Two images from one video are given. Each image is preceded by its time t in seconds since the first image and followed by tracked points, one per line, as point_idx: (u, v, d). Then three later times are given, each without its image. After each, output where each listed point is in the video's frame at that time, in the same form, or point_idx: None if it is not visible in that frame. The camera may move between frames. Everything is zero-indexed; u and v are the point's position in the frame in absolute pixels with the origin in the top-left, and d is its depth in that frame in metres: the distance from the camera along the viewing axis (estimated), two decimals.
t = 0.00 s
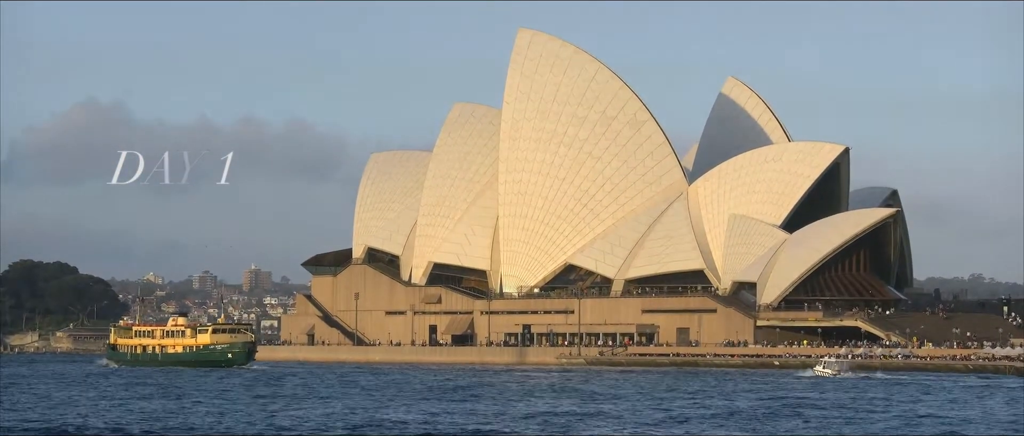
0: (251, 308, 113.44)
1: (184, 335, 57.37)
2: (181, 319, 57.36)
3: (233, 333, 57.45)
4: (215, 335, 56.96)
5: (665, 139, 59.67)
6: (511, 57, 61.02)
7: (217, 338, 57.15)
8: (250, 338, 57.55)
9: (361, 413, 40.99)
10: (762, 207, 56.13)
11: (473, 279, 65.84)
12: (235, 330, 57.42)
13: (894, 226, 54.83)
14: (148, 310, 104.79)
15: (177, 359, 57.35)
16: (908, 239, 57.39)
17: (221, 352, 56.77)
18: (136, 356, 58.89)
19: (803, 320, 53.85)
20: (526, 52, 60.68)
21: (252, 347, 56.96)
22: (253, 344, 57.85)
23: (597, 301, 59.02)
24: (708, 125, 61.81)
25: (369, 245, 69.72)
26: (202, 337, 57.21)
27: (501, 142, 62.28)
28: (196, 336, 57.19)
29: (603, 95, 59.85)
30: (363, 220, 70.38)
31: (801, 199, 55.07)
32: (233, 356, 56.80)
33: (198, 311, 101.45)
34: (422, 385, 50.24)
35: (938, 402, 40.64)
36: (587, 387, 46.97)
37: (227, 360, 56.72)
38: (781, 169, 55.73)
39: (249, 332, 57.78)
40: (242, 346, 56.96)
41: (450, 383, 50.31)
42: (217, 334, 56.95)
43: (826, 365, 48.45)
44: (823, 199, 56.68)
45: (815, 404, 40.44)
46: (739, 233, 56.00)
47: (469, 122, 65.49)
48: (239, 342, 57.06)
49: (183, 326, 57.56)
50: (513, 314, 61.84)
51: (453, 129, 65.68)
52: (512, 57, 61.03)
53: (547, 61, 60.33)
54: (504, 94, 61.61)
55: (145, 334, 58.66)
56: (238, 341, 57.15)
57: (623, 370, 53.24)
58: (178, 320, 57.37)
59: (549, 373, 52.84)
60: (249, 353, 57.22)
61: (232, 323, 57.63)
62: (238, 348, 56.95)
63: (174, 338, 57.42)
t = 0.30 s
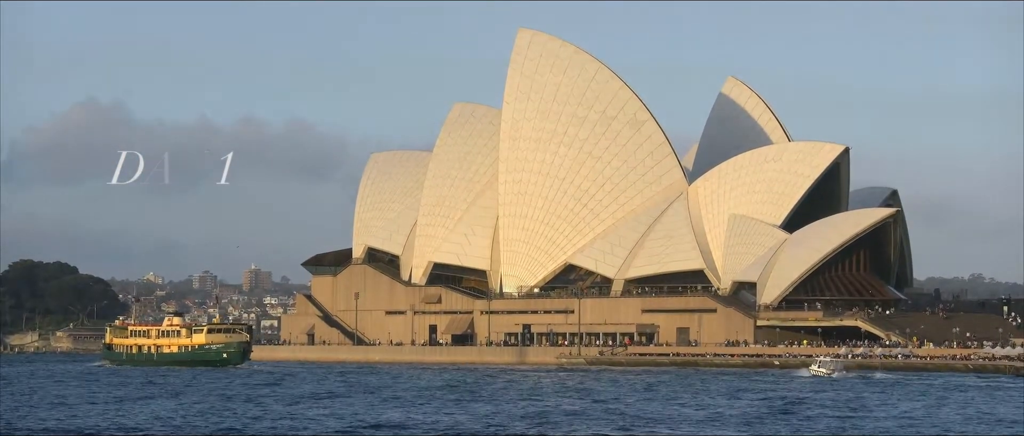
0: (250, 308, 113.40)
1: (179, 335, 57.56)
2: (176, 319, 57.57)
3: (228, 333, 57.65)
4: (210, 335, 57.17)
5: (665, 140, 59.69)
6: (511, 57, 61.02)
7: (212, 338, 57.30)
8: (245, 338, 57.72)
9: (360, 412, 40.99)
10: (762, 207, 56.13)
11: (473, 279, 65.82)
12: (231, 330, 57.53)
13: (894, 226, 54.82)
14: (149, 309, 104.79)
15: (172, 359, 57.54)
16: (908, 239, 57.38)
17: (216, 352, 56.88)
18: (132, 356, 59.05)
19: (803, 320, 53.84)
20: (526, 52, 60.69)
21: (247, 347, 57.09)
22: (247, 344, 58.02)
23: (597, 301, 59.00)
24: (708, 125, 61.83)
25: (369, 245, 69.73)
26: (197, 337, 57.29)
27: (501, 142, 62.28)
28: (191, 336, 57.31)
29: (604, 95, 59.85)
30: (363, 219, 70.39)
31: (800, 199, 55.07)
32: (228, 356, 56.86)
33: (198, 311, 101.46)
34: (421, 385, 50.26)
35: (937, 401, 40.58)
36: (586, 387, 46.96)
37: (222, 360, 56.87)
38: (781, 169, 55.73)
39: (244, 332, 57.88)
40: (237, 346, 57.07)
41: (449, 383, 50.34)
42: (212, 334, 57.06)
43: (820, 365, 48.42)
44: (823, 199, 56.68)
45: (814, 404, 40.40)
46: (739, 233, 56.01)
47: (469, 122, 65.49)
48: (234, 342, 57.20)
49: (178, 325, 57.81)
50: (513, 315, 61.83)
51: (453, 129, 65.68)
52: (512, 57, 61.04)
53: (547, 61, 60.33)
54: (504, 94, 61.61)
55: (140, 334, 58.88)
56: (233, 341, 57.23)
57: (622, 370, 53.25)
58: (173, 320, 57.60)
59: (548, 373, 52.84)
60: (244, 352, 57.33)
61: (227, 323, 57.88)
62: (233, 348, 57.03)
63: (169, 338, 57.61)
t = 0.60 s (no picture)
0: (250, 308, 113.35)
1: (175, 335, 57.61)
2: (172, 319, 57.58)
3: (223, 334, 57.79)
4: (205, 335, 57.27)
5: (665, 140, 59.70)
6: (512, 57, 61.01)
7: (207, 338, 57.42)
8: (240, 338, 57.92)
9: (359, 412, 40.96)
10: (762, 207, 56.12)
11: (473, 279, 65.82)
12: (225, 330, 57.68)
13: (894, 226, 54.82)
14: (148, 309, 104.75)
15: (168, 359, 57.54)
16: (908, 239, 57.37)
17: (211, 352, 57.02)
18: (127, 356, 58.99)
19: (803, 320, 53.84)
20: (526, 52, 60.68)
21: (242, 347, 57.29)
22: (242, 344, 58.18)
23: (597, 302, 59.00)
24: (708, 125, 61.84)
25: (369, 245, 69.73)
26: (193, 337, 57.42)
27: (501, 142, 62.28)
28: (186, 336, 57.43)
29: (604, 96, 59.86)
30: (363, 219, 70.40)
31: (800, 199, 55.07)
32: (223, 356, 57.03)
33: (198, 311, 101.39)
34: (420, 385, 50.25)
35: (937, 401, 40.58)
36: (585, 387, 46.96)
37: (217, 360, 57.05)
38: (781, 169, 55.73)
39: (239, 332, 58.08)
40: (232, 346, 57.26)
41: (448, 383, 50.34)
42: (208, 334, 57.19)
43: (815, 365, 48.58)
44: (823, 199, 56.69)
45: (814, 404, 40.39)
46: (738, 233, 56.01)
47: (469, 122, 65.49)
48: (229, 342, 57.35)
49: (173, 325, 57.86)
50: (513, 315, 61.82)
51: (453, 129, 65.68)
52: (512, 57, 61.02)
53: (547, 61, 60.32)
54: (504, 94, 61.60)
55: (135, 334, 58.81)
56: (228, 341, 57.39)
57: (622, 370, 53.24)
58: (169, 320, 57.64)
59: (547, 374, 52.84)
60: (239, 353, 57.51)
61: (222, 323, 58.03)
62: (228, 348, 57.21)
63: (165, 338, 57.64)
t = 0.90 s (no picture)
0: (248, 308, 113.38)
1: (170, 335, 57.60)
2: (167, 319, 57.59)
3: (218, 334, 57.84)
4: (200, 335, 57.28)
5: (665, 140, 59.77)
6: (512, 58, 61.05)
7: (201, 337, 57.42)
8: (235, 338, 57.93)
9: (359, 412, 40.92)
10: (762, 207, 56.15)
11: (472, 279, 65.84)
12: (220, 330, 57.74)
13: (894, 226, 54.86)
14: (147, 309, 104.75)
15: (162, 359, 57.56)
16: (908, 239, 57.42)
17: (206, 352, 57.02)
18: (122, 356, 59.07)
19: (803, 320, 53.87)
20: (527, 52, 60.73)
21: (237, 346, 57.30)
22: (238, 344, 58.17)
23: (597, 301, 59.00)
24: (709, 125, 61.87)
25: (369, 245, 69.76)
26: (188, 337, 57.42)
27: (501, 142, 62.31)
28: (181, 336, 57.44)
29: (603, 96, 59.91)
30: (363, 219, 70.45)
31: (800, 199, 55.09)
32: (218, 356, 57.04)
33: (198, 311, 101.35)
34: (418, 385, 50.25)
35: (937, 400, 40.56)
36: (584, 387, 46.95)
37: (212, 360, 57.03)
38: (781, 169, 55.77)
39: (234, 332, 58.09)
40: (227, 345, 57.29)
41: (447, 383, 50.34)
42: (203, 334, 57.20)
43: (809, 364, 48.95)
44: (823, 199, 56.71)
45: (814, 404, 40.36)
46: (739, 234, 56.02)
47: (470, 122, 65.56)
48: (224, 342, 57.38)
49: (167, 325, 57.87)
50: (513, 315, 61.81)
51: (453, 129, 65.74)
52: (512, 57, 61.05)
53: (547, 61, 60.37)
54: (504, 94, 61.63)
55: (131, 334, 58.85)
56: (223, 341, 57.45)
57: (621, 369, 53.24)
58: (163, 319, 57.65)
59: (546, 374, 52.82)
60: (234, 352, 57.52)
61: (217, 323, 58.04)
62: (223, 348, 57.24)
63: (160, 338, 57.63)
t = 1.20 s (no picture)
0: (247, 308, 113.38)
1: (166, 335, 57.54)
2: (164, 319, 57.55)
3: (214, 333, 57.84)
4: (196, 335, 57.22)
5: (665, 140, 59.79)
6: (512, 58, 61.05)
7: (196, 337, 57.35)
8: (230, 338, 58.19)
9: (359, 411, 40.91)
10: (762, 207, 56.16)
11: (472, 279, 65.84)
12: (215, 330, 57.80)
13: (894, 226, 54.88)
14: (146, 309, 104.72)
15: (158, 359, 57.53)
16: (908, 239, 57.43)
17: (201, 352, 57.12)
18: (118, 356, 59.00)
19: (803, 320, 53.86)
20: (527, 52, 60.75)
21: (232, 346, 57.61)
22: (232, 344, 58.38)
23: (597, 302, 58.99)
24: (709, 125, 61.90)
25: (369, 245, 69.77)
26: (184, 337, 57.36)
27: (501, 142, 62.30)
28: (177, 336, 57.40)
29: (604, 96, 59.92)
30: (363, 219, 70.47)
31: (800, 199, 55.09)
32: (213, 356, 57.23)
33: (197, 311, 101.34)
34: (418, 385, 50.26)
35: (937, 399, 40.57)
36: (584, 387, 46.94)
37: (207, 360, 57.23)
38: (781, 169, 55.78)
39: (229, 332, 58.29)
40: (223, 345, 57.52)
41: (446, 383, 50.33)
42: (198, 334, 57.17)
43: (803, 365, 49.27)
44: (823, 199, 56.73)
45: (814, 403, 40.36)
46: (739, 234, 56.02)
47: (470, 122, 65.58)
48: (219, 342, 57.58)
49: (163, 324, 57.83)
50: (513, 315, 61.80)
51: (453, 129, 65.76)
52: (512, 57, 61.05)
53: (547, 61, 60.37)
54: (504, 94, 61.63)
55: (126, 334, 58.79)
56: (218, 341, 57.61)
57: (621, 370, 53.24)
58: (159, 319, 57.62)
59: (546, 373, 52.81)
60: (229, 352, 57.80)
61: (213, 323, 58.06)
62: (219, 347, 57.44)
63: (156, 338, 57.58)
